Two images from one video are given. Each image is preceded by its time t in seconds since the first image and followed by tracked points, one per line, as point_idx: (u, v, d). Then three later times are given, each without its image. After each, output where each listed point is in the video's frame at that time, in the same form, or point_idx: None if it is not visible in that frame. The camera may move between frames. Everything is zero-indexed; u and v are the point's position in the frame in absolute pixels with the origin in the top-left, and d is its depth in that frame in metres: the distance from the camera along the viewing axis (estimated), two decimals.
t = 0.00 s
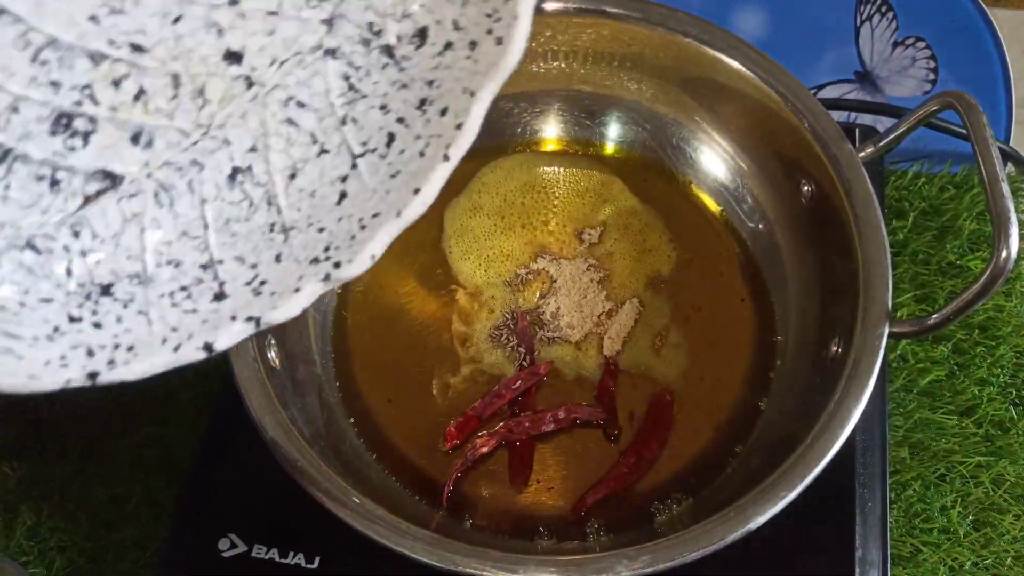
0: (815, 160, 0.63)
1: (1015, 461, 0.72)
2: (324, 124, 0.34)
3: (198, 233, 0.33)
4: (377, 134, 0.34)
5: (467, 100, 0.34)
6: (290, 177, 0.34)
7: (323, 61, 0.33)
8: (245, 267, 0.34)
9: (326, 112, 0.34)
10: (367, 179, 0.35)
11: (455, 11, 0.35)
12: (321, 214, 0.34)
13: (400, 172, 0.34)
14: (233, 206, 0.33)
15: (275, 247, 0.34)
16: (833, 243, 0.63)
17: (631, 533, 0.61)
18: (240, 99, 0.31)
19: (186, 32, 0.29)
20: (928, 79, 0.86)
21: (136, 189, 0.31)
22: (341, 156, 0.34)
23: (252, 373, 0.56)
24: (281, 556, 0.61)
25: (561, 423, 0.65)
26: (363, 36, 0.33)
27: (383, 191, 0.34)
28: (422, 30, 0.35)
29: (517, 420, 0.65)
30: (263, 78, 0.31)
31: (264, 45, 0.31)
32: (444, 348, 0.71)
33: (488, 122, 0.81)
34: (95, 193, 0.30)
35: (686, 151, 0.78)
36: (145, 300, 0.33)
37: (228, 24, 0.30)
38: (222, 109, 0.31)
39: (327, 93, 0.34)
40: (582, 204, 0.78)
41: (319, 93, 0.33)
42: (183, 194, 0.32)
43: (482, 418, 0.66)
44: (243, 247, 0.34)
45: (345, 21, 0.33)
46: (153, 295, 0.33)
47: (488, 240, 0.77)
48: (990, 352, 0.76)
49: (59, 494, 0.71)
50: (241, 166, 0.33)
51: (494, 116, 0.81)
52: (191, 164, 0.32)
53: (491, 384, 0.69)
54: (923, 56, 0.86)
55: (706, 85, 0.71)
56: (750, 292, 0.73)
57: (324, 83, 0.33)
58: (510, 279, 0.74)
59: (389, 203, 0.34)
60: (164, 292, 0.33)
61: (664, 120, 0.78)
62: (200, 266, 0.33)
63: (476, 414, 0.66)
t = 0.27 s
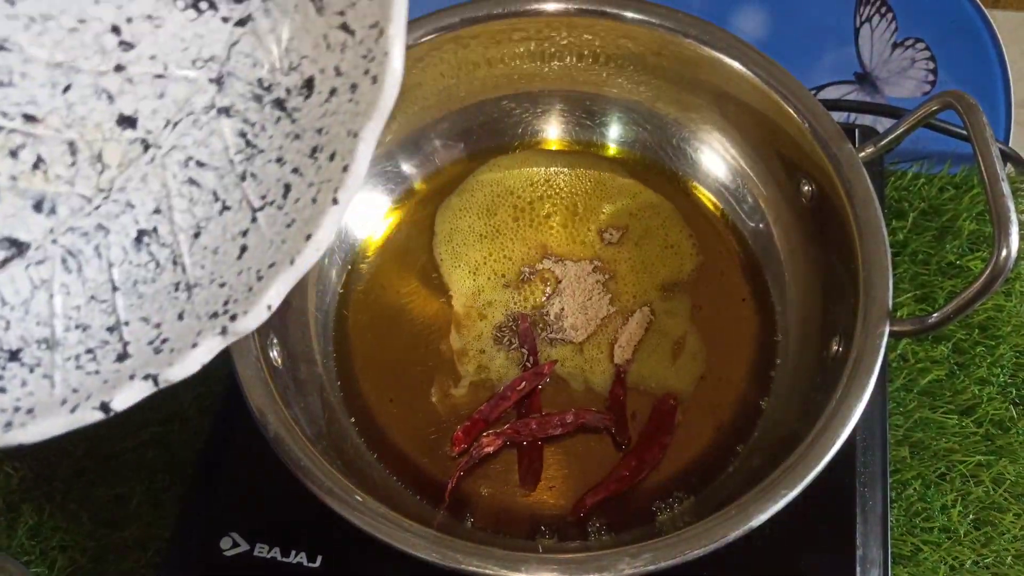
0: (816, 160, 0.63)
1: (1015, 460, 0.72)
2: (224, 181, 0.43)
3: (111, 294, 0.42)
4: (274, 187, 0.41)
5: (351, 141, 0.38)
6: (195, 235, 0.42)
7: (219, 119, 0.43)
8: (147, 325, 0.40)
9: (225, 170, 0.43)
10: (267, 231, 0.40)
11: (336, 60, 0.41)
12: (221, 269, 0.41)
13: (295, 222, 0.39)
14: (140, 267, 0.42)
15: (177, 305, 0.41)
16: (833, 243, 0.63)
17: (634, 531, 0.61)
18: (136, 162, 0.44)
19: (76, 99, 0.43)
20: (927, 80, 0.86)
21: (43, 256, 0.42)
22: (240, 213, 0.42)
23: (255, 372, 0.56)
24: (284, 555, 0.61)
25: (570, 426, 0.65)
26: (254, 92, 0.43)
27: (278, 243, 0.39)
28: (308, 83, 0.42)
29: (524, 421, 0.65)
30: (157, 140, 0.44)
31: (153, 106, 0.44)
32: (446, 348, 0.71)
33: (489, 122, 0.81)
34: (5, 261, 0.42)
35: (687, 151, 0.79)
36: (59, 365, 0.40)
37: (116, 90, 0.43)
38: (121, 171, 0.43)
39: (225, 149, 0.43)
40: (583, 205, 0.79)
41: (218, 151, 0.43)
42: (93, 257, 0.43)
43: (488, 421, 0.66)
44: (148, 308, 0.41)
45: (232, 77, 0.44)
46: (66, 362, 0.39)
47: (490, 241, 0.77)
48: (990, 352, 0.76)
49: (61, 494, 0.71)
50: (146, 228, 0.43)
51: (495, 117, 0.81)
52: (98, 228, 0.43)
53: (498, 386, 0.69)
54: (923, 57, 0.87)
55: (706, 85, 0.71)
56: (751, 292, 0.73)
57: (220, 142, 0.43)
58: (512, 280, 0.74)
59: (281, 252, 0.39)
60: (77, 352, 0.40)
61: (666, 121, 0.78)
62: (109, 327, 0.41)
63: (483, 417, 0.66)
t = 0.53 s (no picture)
0: (816, 160, 0.63)
1: (1014, 458, 0.72)
2: (161, 194, 0.41)
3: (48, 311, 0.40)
4: (211, 199, 0.40)
5: (285, 152, 0.38)
6: (133, 249, 0.41)
7: (153, 130, 0.42)
8: (85, 341, 0.39)
9: (162, 182, 0.42)
10: (204, 245, 0.40)
11: (268, 70, 0.39)
12: (159, 284, 0.40)
13: (231, 235, 0.39)
14: (78, 283, 0.41)
15: (116, 321, 0.40)
16: (833, 243, 0.63)
17: (635, 530, 0.61)
18: (70, 175, 0.41)
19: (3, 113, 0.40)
20: (925, 80, 0.87)
21: None
22: (178, 226, 0.41)
23: (256, 373, 0.56)
24: (284, 556, 0.61)
25: (575, 426, 0.65)
26: (188, 103, 0.42)
27: (215, 255, 0.39)
28: (243, 93, 0.40)
29: (529, 420, 0.65)
30: (90, 153, 0.42)
31: (84, 119, 0.42)
32: (446, 349, 0.71)
33: (489, 123, 0.81)
34: None
35: (687, 151, 0.79)
36: None
37: (45, 104, 0.41)
38: (54, 186, 0.41)
39: (161, 162, 0.42)
40: (582, 206, 0.79)
41: (154, 163, 0.42)
42: (29, 274, 0.41)
43: (493, 421, 0.66)
44: (86, 324, 0.40)
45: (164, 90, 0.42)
46: None
47: (489, 241, 0.77)
48: (989, 351, 0.76)
49: (61, 496, 0.71)
50: (83, 243, 0.42)
51: (494, 118, 0.81)
52: (32, 244, 0.41)
53: (501, 386, 0.69)
54: (920, 57, 0.87)
55: (706, 86, 0.71)
56: (751, 292, 0.73)
57: (155, 154, 0.42)
58: (511, 281, 0.75)
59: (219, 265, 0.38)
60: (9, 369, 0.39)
61: (665, 121, 0.78)
62: (47, 345, 0.40)
63: (488, 418, 0.66)
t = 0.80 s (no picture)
0: (814, 159, 0.63)
1: (1013, 455, 0.73)
2: (173, 196, 0.40)
3: (57, 314, 0.38)
4: (223, 201, 0.39)
5: (297, 156, 0.37)
6: (145, 250, 0.39)
7: (165, 133, 0.40)
8: (97, 344, 0.38)
9: (173, 185, 0.40)
10: (216, 246, 0.38)
11: (281, 74, 0.38)
12: (172, 285, 0.39)
13: (244, 237, 0.38)
14: (90, 285, 0.39)
15: (129, 322, 0.38)
16: (831, 241, 0.63)
17: (635, 529, 0.61)
18: (81, 178, 0.39)
19: (14, 115, 0.36)
20: (923, 79, 0.87)
21: None
22: (190, 228, 0.39)
23: (257, 373, 0.56)
24: (286, 557, 0.61)
25: (578, 427, 0.65)
26: (199, 106, 0.40)
27: (228, 257, 0.38)
28: (255, 96, 0.39)
29: (531, 420, 0.65)
30: (102, 155, 0.39)
31: (95, 121, 0.38)
32: (446, 349, 0.71)
33: (488, 124, 0.81)
34: None
35: (685, 151, 0.79)
36: None
37: (57, 106, 0.37)
38: (66, 188, 0.38)
39: (172, 164, 0.40)
40: (580, 204, 0.79)
41: (165, 164, 0.40)
42: (40, 274, 0.38)
43: (496, 420, 0.66)
44: (97, 327, 0.38)
45: (174, 92, 0.39)
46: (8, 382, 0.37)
47: (488, 239, 0.77)
48: (987, 349, 0.76)
49: (62, 498, 0.71)
50: (95, 244, 0.39)
51: (494, 118, 0.81)
52: (43, 246, 0.38)
53: (502, 385, 0.69)
54: (918, 56, 0.87)
55: (704, 86, 0.71)
56: (750, 291, 0.73)
57: (167, 156, 0.40)
58: (510, 279, 0.75)
59: (233, 268, 0.37)
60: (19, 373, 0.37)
61: (664, 122, 0.79)
62: (59, 346, 0.38)
63: (490, 416, 0.66)
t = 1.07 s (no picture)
0: (809, 159, 0.63)
1: (1009, 454, 0.73)
2: (181, 221, 0.39)
3: (61, 342, 0.37)
4: (233, 227, 0.38)
5: (309, 184, 0.35)
6: (151, 276, 0.38)
7: (175, 157, 0.39)
8: (100, 373, 0.37)
9: (181, 210, 0.39)
10: (224, 274, 0.37)
11: (295, 100, 0.37)
12: (178, 313, 0.37)
13: (252, 264, 0.36)
14: (94, 311, 0.38)
15: (133, 351, 0.37)
16: (827, 241, 0.63)
17: (631, 529, 0.61)
18: (89, 202, 0.38)
19: (22, 137, 0.36)
20: (919, 78, 0.87)
21: None
22: (198, 254, 0.38)
23: (254, 376, 0.56)
24: (284, 559, 0.61)
25: (576, 428, 0.65)
26: (210, 128, 0.39)
27: (237, 286, 0.36)
28: (267, 120, 0.38)
29: (529, 421, 0.65)
30: (110, 178, 0.38)
31: (104, 143, 0.38)
32: (443, 351, 0.72)
33: (485, 125, 0.81)
34: None
35: (681, 151, 0.79)
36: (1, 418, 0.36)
37: (65, 128, 0.37)
38: (73, 212, 0.38)
39: (181, 189, 0.39)
40: (577, 203, 0.79)
41: (174, 189, 0.39)
42: (41, 300, 0.37)
43: (493, 422, 0.66)
44: (101, 355, 0.37)
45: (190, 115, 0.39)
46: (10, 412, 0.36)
47: (485, 239, 0.77)
48: (984, 347, 0.76)
49: (61, 501, 0.71)
50: (100, 269, 0.38)
51: (490, 120, 0.81)
52: (47, 270, 0.38)
53: (500, 386, 0.69)
54: (914, 55, 0.87)
55: (699, 87, 0.71)
56: (746, 291, 0.73)
57: (176, 180, 0.39)
58: (507, 278, 0.75)
59: (241, 296, 0.36)
60: (22, 402, 0.36)
61: (660, 122, 0.79)
62: (61, 374, 0.37)
63: (487, 417, 0.66)
